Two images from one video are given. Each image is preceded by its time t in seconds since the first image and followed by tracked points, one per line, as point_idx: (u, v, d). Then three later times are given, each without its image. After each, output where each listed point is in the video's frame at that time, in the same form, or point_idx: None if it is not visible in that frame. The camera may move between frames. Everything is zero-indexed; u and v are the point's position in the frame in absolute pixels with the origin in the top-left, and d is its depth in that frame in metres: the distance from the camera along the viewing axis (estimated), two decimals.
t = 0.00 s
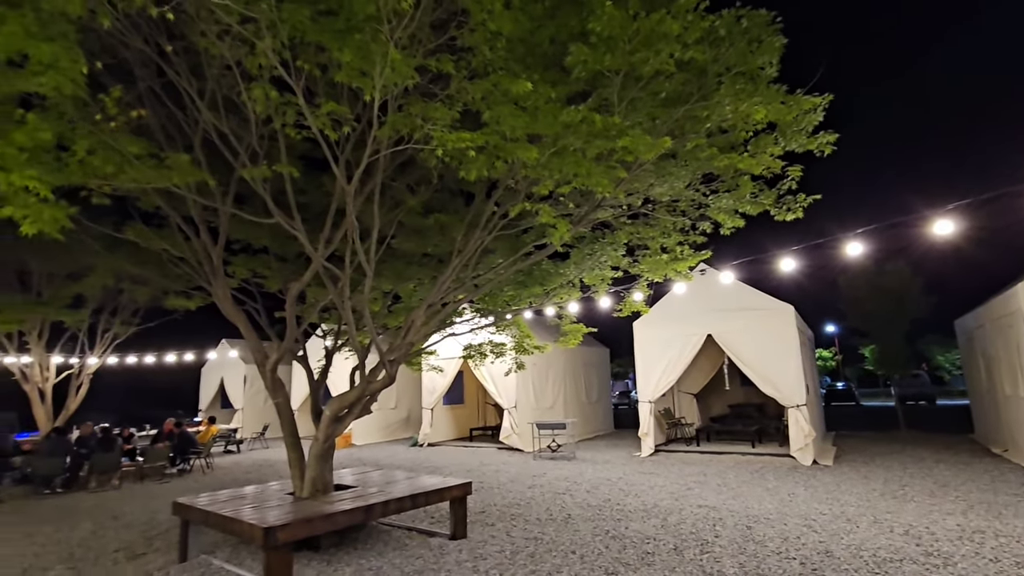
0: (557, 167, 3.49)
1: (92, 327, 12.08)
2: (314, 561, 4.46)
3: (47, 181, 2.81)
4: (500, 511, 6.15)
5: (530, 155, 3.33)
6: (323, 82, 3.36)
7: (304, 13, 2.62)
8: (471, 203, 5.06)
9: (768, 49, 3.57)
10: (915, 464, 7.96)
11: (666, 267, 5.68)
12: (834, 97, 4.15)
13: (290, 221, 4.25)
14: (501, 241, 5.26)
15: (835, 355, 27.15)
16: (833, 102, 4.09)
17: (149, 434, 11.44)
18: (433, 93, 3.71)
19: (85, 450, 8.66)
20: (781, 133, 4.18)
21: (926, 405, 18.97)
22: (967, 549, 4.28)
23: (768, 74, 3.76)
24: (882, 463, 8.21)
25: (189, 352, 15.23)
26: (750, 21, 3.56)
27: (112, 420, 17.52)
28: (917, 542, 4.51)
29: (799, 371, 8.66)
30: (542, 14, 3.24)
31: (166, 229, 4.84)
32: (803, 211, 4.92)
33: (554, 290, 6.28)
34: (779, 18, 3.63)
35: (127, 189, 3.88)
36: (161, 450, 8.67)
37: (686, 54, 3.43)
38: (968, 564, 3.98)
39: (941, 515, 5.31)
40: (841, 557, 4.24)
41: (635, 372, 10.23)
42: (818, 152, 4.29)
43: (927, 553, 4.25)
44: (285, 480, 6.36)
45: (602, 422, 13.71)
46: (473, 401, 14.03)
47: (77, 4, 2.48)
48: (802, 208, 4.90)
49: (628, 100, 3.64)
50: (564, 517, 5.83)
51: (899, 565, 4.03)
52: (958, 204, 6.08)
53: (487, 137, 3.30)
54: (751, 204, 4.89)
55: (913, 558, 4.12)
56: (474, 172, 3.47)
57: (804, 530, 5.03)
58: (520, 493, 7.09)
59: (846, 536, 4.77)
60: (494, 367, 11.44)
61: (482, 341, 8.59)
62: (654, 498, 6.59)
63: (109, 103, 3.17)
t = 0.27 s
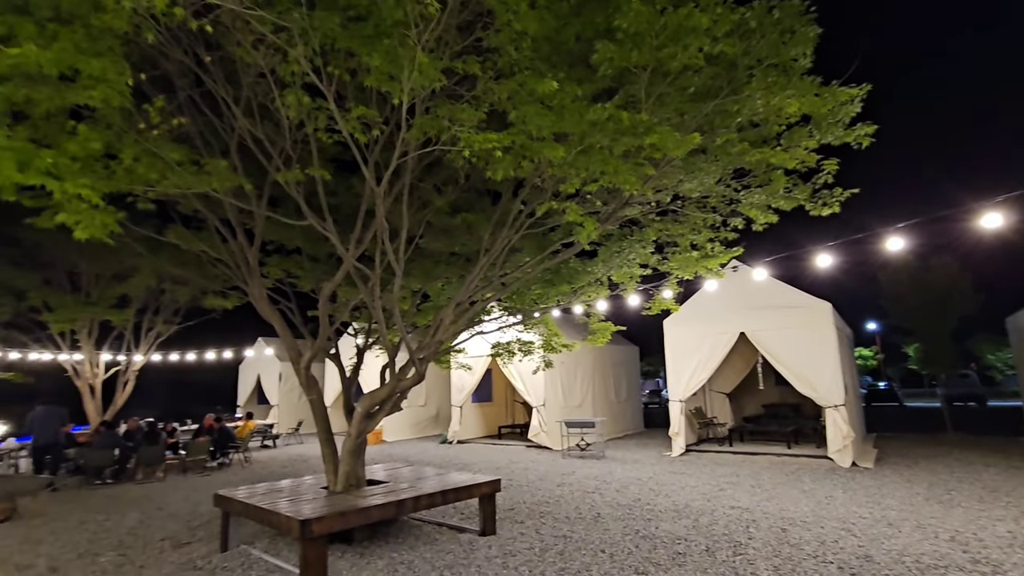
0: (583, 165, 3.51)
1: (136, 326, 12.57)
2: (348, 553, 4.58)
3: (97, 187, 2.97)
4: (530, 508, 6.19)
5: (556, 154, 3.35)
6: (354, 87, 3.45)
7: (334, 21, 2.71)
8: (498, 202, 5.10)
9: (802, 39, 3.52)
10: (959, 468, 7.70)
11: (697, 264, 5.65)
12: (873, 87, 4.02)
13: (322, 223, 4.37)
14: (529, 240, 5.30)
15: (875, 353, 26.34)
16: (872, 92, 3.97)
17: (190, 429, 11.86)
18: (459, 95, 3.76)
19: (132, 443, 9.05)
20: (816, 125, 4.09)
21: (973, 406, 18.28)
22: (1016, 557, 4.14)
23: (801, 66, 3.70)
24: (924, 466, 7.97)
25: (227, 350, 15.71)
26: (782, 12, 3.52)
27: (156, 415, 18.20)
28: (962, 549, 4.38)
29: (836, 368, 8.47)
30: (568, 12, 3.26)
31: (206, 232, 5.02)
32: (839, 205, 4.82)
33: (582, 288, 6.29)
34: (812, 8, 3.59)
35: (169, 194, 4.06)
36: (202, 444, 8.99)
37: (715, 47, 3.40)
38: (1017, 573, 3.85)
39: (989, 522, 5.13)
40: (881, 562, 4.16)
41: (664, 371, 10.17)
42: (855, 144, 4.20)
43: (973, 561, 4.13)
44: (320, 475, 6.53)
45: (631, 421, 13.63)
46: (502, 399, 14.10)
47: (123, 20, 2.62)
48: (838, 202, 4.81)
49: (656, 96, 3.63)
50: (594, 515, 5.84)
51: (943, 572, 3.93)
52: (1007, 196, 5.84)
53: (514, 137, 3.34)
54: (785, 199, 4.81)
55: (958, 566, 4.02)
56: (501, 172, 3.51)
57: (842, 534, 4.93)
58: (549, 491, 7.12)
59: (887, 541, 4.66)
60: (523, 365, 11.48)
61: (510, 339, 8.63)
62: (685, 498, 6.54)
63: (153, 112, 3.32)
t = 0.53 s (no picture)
0: (615, 162, 3.51)
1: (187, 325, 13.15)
2: (386, 545, 4.71)
3: (150, 194, 3.15)
4: (564, 506, 6.22)
5: (586, 152, 3.37)
6: (387, 92, 3.54)
7: (367, 28, 2.80)
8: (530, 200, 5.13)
9: (844, 25, 3.41)
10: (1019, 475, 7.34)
11: (735, 261, 5.56)
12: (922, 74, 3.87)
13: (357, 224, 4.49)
14: (562, 238, 5.33)
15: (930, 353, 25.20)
16: (921, 78, 3.84)
17: (237, 423, 12.32)
18: (488, 96, 3.81)
19: (185, 435, 9.48)
20: (860, 115, 3.99)
21: None
22: None
23: (844, 53, 3.60)
24: (981, 472, 7.62)
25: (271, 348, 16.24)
26: None
27: (206, 410, 18.99)
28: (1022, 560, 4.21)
29: (886, 367, 8.18)
30: (598, 8, 3.26)
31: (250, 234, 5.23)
32: (887, 196, 4.55)
33: (616, 286, 6.26)
34: None
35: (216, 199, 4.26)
36: (248, 437, 9.35)
37: (751, 37, 3.31)
38: None
39: None
40: (934, 572, 4.03)
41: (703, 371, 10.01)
42: (904, 133, 4.06)
43: None
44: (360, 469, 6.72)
45: (668, 421, 13.46)
46: (537, 397, 14.13)
47: (171, 36, 2.75)
48: (886, 194, 4.54)
49: (689, 89, 3.60)
50: (628, 515, 5.83)
51: None
52: None
53: (543, 136, 3.37)
54: (829, 192, 4.62)
55: None
56: (531, 170, 3.55)
57: (891, 541, 4.79)
58: (584, 490, 7.13)
59: (939, 550, 4.50)
60: (557, 363, 11.49)
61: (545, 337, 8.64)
62: (724, 500, 6.45)
63: (199, 122, 3.47)
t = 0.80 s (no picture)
0: (642, 159, 3.52)
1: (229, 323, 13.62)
2: (419, 538, 4.83)
3: (195, 201, 3.31)
4: (595, 504, 6.25)
5: (612, 149, 3.40)
6: (417, 96, 3.63)
7: (397, 35, 2.88)
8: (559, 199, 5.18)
9: (883, 12, 3.26)
10: None
11: (771, 256, 5.46)
12: (969, 59, 3.71)
13: (390, 224, 4.61)
14: (591, 235, 5.35)
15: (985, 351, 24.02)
16: (968, 63, 3.68)
17: (277, 418, 12.71)
18: (515, 96, 3.86)
19: (228, 429, 9.84)
20: (901, 104, 3.84)
21: None
22: None
23: (883, 41, 3.44)
24: None
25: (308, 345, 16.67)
26: None
27: (248, 405, 19.61)
28: None
29: (935, 365, 7.85)
30: (625, 5, 3.24)
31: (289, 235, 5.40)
32: (932, 188, 4.40)
33: (648, 283, 6.25)
34: None
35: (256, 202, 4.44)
36: (288, 432, 9.64)
37: (783, 31, 3.23)
38: None
39: None
40: None
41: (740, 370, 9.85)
42: (950, 121, 3.88)
43: None
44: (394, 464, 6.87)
45: (704, 420, 13.28)
46: (569, 395, 14.13)
47: (213, 50, 2.85)
48: (932, 184, 4.39)
49: (720, 83, 3.59)
50: (660, 514, 5.81)
51: None
52: None
53: (570, 136, 3.40)
54: (869, 184, 4.44)
55: None
56: (558, 168, 3.60)
57: (938, 546, 4.65)
58: (616, 488, 7.13)
59: (990, 557, 4.36)
60: (589, 361, 11.49)
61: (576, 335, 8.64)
62: (761, 501, 6.36)
63: (240, 130, 3.61)
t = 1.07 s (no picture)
0: (670, 155, 3.50)
1: (267, 320, 14.02)
2: (449, 532, 4.92)
3: (235, 204, 3.45)
4: (626, 502, 6.25)
5: (638, 146, 3.40)
6: (444, 98, 3.68)
7: (423, 40, 2.91)
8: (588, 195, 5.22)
9: None
10: None
11: (807, 251, 5.36)
12: (1016, 42, 3.56)
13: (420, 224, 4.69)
14: (620, 232, 5.37)
15: None
16: (1015, 47, 3.50)
17: (313, 413, 13.04)
18: (541, 96, 3.88)
19: (267, 423, 10.15)
20: (945, 92, 3.64)
21: None
22: None
23: (923, 28, 3.27)
24: None
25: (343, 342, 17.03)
26: None
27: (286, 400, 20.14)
28: None
29: (986, 363, 7.55)
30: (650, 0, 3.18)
31: (323, 236, 5.56)
32: (980, 178, 4.18)
33: (679, 279, 6.21)
34: None
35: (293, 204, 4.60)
36: (324, 427, 9.90)
37: (815, 21, 3.14)
38: None
39: None
40: None
41: (777, 367, 9.64)
42: (997, 108, 3.70)
43: None
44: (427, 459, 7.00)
45: (738, 419, 13.07)
46: (600, 392, 14.08)
47: (249, 61, 2.98)
48: (979, 174, 4.17)
49: (750, 75, 3.49)
50: (691, 513, 5.78)
51: None
52: None
53: (596, 133, 3.42)
54: (911, 175, 4.26)
55: None
56: (584, 166, 3.61)
57: (986, 552, 4.50)
58: (648, 486, 7.10)
59: None
60: (619, 358, 11.44)
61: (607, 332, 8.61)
62: (797, 501, 6.25)
63: (276, 136, 3.74)
